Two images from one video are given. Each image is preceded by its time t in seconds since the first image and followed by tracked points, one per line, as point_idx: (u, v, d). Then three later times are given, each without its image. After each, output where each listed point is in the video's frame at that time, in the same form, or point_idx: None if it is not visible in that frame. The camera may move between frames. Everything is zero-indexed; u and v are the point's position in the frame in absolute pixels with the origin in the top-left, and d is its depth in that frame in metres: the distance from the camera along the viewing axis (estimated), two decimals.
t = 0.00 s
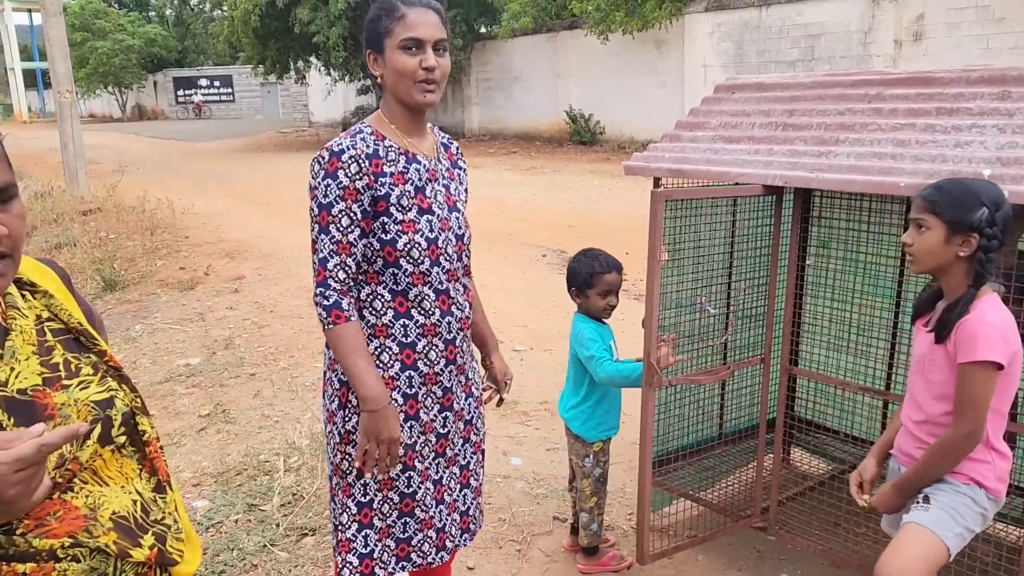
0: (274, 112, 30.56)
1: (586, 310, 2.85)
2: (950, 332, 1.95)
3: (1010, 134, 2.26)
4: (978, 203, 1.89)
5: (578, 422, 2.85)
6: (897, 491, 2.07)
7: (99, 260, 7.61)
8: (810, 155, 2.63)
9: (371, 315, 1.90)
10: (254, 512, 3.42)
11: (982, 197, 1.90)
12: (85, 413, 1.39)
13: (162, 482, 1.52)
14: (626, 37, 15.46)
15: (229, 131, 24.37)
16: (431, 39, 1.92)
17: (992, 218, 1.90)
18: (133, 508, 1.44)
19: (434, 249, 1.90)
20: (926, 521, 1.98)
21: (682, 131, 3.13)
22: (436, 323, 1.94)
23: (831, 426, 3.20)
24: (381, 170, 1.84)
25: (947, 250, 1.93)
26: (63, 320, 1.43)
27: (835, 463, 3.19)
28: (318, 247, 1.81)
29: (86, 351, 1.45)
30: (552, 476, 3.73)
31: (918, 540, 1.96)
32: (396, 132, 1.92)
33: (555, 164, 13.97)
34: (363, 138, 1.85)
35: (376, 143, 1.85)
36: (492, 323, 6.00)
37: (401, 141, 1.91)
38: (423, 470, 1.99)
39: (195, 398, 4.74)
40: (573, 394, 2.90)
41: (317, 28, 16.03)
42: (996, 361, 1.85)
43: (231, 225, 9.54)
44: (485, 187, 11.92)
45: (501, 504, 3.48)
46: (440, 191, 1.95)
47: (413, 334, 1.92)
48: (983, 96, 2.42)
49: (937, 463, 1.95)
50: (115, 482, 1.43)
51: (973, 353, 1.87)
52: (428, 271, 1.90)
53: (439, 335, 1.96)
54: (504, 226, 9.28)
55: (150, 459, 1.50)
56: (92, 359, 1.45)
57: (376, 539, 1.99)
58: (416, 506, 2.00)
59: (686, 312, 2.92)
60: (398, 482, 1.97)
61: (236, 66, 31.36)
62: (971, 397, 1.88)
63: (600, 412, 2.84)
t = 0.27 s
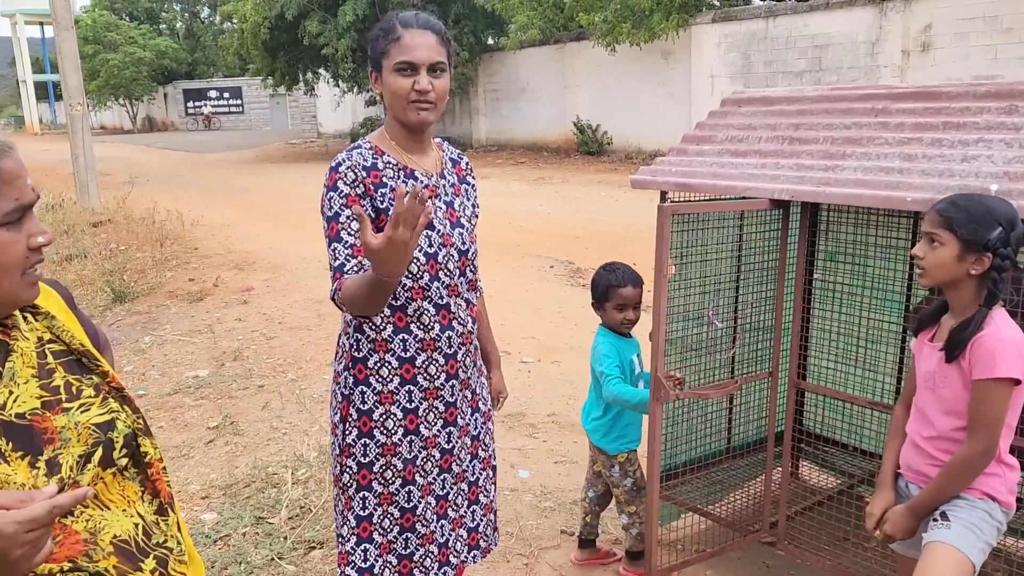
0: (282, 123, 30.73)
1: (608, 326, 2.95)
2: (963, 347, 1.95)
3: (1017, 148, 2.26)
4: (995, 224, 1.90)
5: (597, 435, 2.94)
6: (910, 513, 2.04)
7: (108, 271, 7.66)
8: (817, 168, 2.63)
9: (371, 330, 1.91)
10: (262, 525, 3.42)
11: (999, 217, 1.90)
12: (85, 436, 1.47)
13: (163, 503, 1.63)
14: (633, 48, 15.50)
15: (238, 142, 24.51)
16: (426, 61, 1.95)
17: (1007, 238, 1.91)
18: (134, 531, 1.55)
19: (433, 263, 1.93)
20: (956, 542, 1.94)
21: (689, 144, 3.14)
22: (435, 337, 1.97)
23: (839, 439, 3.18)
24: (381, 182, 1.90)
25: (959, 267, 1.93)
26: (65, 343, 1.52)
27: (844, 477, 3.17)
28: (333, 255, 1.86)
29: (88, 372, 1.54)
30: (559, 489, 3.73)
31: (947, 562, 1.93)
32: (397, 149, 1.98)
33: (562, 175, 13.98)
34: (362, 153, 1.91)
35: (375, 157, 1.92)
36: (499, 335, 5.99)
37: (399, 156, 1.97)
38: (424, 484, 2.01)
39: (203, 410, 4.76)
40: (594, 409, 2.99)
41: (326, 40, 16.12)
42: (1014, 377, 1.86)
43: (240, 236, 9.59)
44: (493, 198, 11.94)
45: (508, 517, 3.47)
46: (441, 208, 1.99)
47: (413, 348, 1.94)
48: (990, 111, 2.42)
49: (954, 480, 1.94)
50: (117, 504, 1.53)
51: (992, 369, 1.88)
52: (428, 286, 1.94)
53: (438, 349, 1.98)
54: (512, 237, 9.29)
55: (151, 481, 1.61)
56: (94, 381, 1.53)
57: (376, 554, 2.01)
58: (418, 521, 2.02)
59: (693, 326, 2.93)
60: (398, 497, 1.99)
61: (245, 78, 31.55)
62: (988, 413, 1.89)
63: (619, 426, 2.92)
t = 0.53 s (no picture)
0: (288, 135, 30.88)
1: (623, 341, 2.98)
2: (974, 361, 1.94)
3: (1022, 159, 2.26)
4: (999, 242, 1.89)
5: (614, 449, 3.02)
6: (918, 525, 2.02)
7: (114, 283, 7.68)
8: (821, 179, 2.63)
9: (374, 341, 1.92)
10: (266, 537, 3.42)
11: (1000, 237, 1.89)
12: (83, 451, 1.47)
13: (160, 519, 1.65)
14: (637, 59, 15.54)
15: (243, 154, 24.63)
16: (426, 74, 1.97)
17: (1007, 258, 1.90)
18: (134, 546, 1.56)
19: (438, 276, 1.94)
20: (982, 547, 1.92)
21: (693, 156, 3.15)
22: (438, 349, 1.98)
23: (845, 450, 3.16)
24: (389, 193, 1.89)
25: (959, 285, 1.94)
26: (58, 357, 1.52)
27: (851, 488, 3.14)
28: (342, 262, 1.81)
29: (83, 387, 1.54)
30: (563, 501, 3.71)
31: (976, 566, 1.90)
32: (406, 160, 1.97)
33: (567, 186, 14.00)
34: (371, 163, 1.90)
35: (384, 168, 1.91)
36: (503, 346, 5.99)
37: (408, 168, 1.96)
38: (426, 496, 2.01)
39: (208, 422, 4.76)
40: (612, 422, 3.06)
41: (331, 52, 16.21)
42: None
43: (245, 247, 9.61)
44: (497, 209, 11.96)
45: (513, 529, 3.46)
46: (448, 219, 1.99)
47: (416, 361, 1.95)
48: (994, 121, 2.42)
49: (970, 493, 1.93)
50: (116, 520, 1.54)
51: (1008, 381, 1.88)
52: (432, 299, 1.94)
53: (441, 361, 1.98)
54: (516, 247, 9.30)
55: (148, 496, 1.62)
56: (88, 396, 1.54)
57: (378, 566, 2.01)
58: (421, 533, 2.03)
59: (699, 337, 2.92)
60: (401, 509, 2.00)
61: (251, 90, 31.72)
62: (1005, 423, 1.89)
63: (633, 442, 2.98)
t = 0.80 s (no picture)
0: (290, 142, 30.98)
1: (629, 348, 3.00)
2: (966, 368, 1.95)
3: (1021, 166, 2.27)
4: (996, 254, 1.89)
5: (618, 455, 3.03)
6: (909, 528, 2.02)
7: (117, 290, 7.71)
8: (821, 187, 2.64)
9: (382, 351, 1.93)
10: (266, 545, 3.42)
11: (998, 244, 1.89)
12: (80, 461, 1.48)
13: (153, 527, 1.67)
14: (637, 67, 15.58)
15: (245, 161, 24.69)
16: (435, 82, 1.98)
17: (1005, 269, 1.91)
18: (129, 556, 1.58)
19: (444, 287, 1.95)
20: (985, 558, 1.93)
21: (693, 163, 3.16)
22: (445, 358, 1.98)
23: (845, 456, 3.16)
24: (394, 207, 1.88)
25: (955, 293, 1.94)
26: (50, 367, 1.53)
27: (852, 496, 3.14)
28: (331, 285, 1.83)
29: (75, 398, 1.55)
30: (565, 508, 3.71)
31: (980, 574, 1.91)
32: (410, 170, 1.98)
33: (568, 193, 14.02)
34: (376, 175, 1.90)
35: (389, 179, 1.91)
36: (504, 353, 6.00)
37: (414, 179, 1.97)
38: (433, 505, 2.01)
39: (210, 429, 4.76)
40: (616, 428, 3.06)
41: (333, 60, 16.26)
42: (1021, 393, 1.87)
43: (247, 254, 9.63)
44: (498, 216, 11.97)
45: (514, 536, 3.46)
46: (452, 229, 1.99)
47: (423, 369, 1.96)
48: (994, 128, 2.43)
49: (963, 498, 1.93)
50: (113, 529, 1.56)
51: (1002, 387, 1.88)
52: (437, 309, 1.95)
53: (448, 369, 2.00)
54: (517, 254, 9.31)
55: (141, 505, 1.64)
56: (83, 407, 1.55)
57: None
58: (426, 541, 2.02)
59: (701, 344, 2.93)
60: (408, 518, 1.99)
61: (252, 98, 31.82)
62: (999, 429, 1.89)
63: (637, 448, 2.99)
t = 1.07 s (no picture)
0: (286, 143, 30.95)
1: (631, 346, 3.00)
2: (958, 370, 1.95)
3: (1019, 166, 2.27)
4: (985, 255, 1.89)
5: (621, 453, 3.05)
6: (906, 528, 2.02)
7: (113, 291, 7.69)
8: (819, 187, 2.64)
9: (379, 352, 1.93)
10: (264, 546, 3.41)
11: (986, 245, 1.89)
12: (77, 459, 1.48)
13: (150, 525, 1.66)
14: (634, 67, 15.58)
15: (242, 162, 24.66)
16: (435, 81, 1.99)
17: (994, 270, 1.91)
18: (128, 553, 1.57)
19: (439, 288, 1.94)
20: (980, 557, 1.92)
21: (691, 163, 3.16)
22: (443, 359, 1.98)
23: (843, 457, 3.16)
24: (385, 208, 1.88)
25: (945, 295, 1.94)
26: (44, 366, 1.52)
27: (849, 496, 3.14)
28: (312, 282, 1.86)
29: (69, 397, 1.54)
30: (562, 508, 3.71)
31: None
32: (404, 171, 1.97)
33: (565, 194, 14.03)
34: (367, 176, 1.89)
35: (381, 180, 1.90)
36: (503, 353, 5.99)
37: (408, 180, 1.96)
38: (431, 505, 2.01)
39: (207, 430, 4.75)
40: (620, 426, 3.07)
41: (329, 61, 16.25)
42: (1015, 394, 1.87)
43: (243, 255, 9.62)
44: (495, 217, 11.97)
45: (512, 537, 3.46)
46: (446, 230, 1.99)
47: (421, 371, 1.96)
48: (991, 128, 2.43)
49: (959, 500, 1.94)
50: (111, 526, 1.55)
51: (994, 389, 1.88)
52: (433, 310, 1.95)
53: (446, 370, 1.99)
54: (514, 255, 9.32)
55: (136, 503, 1.63)
56: (78, 404, 1.54)
57: None
58: (426, 542, 2.01)
59: (698, 343, 2.93)
60: (408, 520, 1.99)
61: (249, 98, 31.78)
62: (993, 430, 1.89)
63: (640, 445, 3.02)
